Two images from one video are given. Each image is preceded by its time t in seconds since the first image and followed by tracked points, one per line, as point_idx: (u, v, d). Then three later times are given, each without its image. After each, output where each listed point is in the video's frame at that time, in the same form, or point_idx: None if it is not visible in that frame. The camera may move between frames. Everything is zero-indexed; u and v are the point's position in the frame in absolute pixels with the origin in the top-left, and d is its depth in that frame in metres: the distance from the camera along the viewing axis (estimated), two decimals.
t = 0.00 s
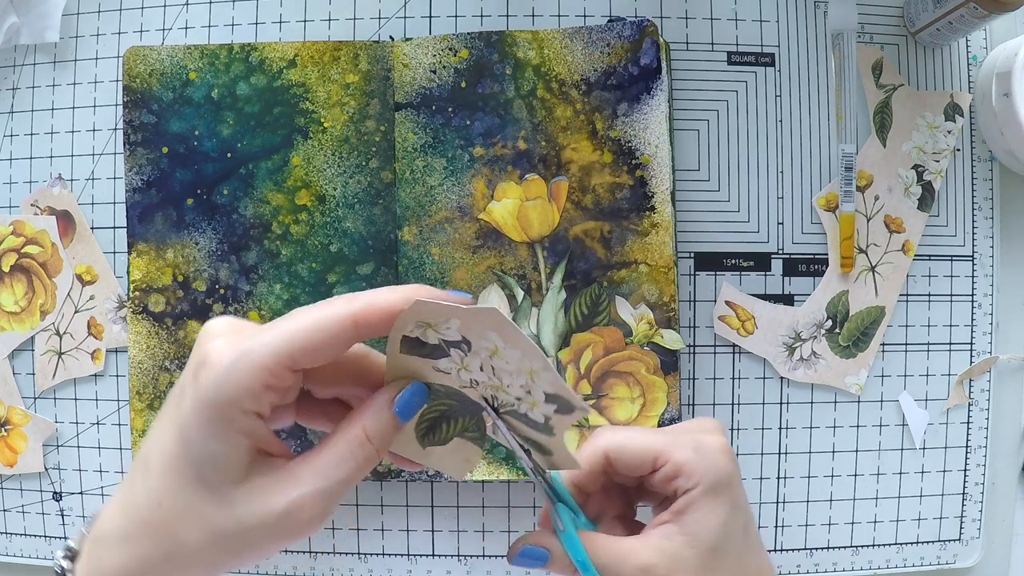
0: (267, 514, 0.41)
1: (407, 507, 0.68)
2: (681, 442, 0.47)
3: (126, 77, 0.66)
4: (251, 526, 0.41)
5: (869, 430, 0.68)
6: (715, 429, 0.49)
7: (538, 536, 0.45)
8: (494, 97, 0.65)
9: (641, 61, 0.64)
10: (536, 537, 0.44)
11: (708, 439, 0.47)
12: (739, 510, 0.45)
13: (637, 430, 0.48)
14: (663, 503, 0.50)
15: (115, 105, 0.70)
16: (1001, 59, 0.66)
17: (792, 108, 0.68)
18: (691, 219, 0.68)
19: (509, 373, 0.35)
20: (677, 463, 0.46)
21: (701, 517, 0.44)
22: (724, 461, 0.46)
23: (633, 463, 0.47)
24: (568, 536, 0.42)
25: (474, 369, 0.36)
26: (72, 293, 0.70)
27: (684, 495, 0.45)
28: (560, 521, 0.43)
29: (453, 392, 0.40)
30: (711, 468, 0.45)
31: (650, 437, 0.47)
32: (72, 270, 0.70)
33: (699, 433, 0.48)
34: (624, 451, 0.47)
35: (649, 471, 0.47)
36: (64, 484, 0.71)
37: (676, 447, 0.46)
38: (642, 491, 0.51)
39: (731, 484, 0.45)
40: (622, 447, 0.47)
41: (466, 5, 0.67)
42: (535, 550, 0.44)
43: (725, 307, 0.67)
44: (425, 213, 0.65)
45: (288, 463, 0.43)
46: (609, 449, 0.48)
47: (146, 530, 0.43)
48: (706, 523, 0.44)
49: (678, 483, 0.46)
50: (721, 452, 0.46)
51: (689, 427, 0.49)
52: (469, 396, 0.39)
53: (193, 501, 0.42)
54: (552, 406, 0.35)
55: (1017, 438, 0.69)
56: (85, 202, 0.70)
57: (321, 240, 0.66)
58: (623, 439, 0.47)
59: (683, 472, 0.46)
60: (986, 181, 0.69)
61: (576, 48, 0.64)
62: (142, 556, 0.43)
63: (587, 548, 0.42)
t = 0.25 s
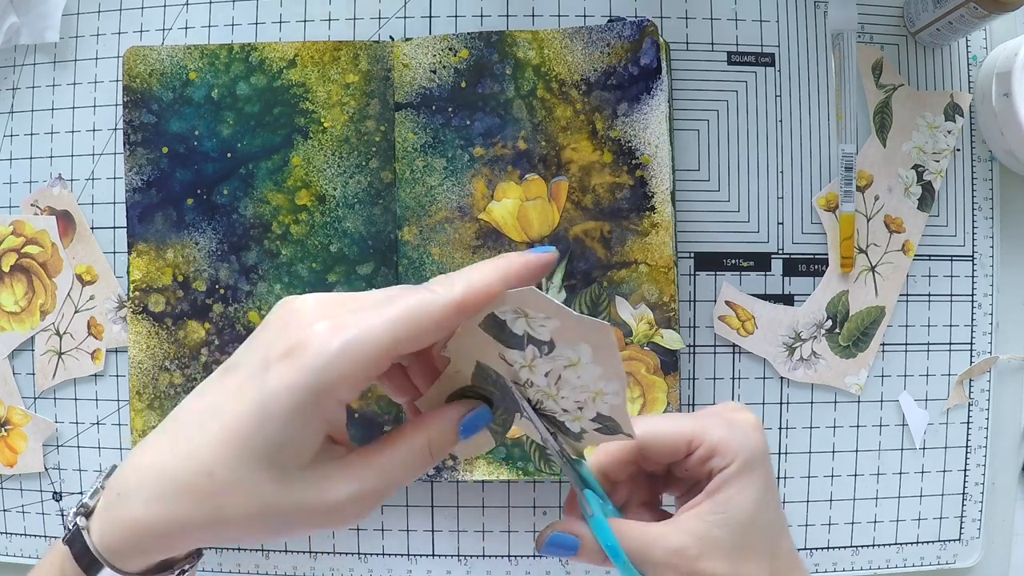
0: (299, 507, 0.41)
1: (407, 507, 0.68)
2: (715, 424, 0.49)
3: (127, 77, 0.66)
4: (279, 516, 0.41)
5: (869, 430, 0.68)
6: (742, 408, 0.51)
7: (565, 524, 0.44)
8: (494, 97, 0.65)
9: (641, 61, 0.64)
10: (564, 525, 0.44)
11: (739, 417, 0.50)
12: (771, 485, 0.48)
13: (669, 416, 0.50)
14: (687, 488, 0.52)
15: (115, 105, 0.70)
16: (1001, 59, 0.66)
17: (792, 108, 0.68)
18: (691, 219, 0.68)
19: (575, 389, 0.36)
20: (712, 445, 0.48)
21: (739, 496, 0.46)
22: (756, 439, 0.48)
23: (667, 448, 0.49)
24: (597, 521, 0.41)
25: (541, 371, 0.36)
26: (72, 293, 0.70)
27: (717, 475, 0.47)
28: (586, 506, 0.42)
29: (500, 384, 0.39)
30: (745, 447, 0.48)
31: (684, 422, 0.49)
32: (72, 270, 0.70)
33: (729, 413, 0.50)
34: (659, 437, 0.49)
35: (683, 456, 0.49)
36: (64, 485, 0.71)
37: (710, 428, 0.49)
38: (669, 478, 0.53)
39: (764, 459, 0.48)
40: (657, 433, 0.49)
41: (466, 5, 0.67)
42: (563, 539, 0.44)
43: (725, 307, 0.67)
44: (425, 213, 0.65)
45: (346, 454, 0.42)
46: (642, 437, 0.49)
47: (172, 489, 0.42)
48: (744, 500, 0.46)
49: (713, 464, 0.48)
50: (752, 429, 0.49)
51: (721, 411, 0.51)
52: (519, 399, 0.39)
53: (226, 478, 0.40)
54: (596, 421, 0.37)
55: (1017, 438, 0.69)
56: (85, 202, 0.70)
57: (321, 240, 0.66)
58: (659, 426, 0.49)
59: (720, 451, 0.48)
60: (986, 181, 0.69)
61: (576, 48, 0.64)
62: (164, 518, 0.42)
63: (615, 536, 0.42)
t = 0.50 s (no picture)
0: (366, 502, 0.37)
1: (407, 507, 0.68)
2: (752, 443, 0.47)
3: (126, 77, 0.66)
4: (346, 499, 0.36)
5: (869, 430, 0.68)
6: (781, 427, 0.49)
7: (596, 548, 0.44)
8: (494, 97, 0.65)
9: (641, 61, 0.64)
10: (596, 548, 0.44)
11: (777, 436, 0.47)
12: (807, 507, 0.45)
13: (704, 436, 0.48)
14: (724, 512, 0.50)
15: (115, 105, 0.70)
16: (1001, 59, 0.66)
17: (792, 108, 0.68)
18: (691, 219, 0.68)
19: (638, 445, 0.37)
20: (750, 465, 0.46)
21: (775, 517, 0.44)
22: (793, 460, 0.46)
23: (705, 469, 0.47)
24: (626, 545, 0.41)
25: (609, 430, 0.37)
26: (72, 293, 0.70)
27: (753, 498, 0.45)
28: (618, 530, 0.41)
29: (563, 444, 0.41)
30: (784, 470, 0.45)
31: (719, 441, 0.47)
32: (72, 271, 0.70)
33: (766, 432, 0.48)
34: (695, 457, 0.47)
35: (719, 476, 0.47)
36: (64, 484, 0.71)
37: (747, 450, 0.46)
38: (704, 501, 0.51)
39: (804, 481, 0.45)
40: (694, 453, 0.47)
41: (466, 5, 0.67)
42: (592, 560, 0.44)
43: (725, 307, 0.67)
44: (425, 213, 0.65)
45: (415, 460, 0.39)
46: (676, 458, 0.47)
47: (237, 443, 0.35)
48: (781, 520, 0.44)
49: (748, 485, 0.46)
50: (792, 448, 0.47)
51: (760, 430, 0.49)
52: (573, 440, 0.40)
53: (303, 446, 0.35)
54: (640, 463, 0.39)
55: (1017, 438, 0.69)
56: (85, 202, 0.70)
57: (321, 240, 0.66)
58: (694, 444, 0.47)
59: (756, 471, 0.45)
60: (986, 181, 0.69)
61: (576, 48, 0.64)
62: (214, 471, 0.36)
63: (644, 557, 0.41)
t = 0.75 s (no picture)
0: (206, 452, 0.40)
1: (407, 507, 0.68)
2: (627, 478, 0.40)
3: (126, 77, 0.66)
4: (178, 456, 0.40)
5: (869, 430, 0.68)
6: (675, 463, 0.42)
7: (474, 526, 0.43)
8: (494, 97, 0.65)
9: (641, 61, 0.64)
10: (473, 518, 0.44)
11: (658, 473, 0.40)
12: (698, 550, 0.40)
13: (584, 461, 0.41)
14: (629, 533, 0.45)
15: (115, 105, 0.70)
16: (1001, 59, 0.66)
17: (792, 108, 0.68)
18: (691, 219, 0.68)
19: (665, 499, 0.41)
20: (622, 502, 0.39)
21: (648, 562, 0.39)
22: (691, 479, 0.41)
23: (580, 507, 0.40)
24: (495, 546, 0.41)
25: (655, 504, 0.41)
26: (72, 293, 0.70)
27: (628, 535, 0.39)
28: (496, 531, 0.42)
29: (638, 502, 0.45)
30: (656, 507, 0.39)
31: (598, 469, 0.40)
32: (72, 271, 0.70)
33: (648, 466, 0.41)
34: (565, 485, 0.40)
35: (590, 512, 0.40)
36: (64, 484, 0.71)
37: (624, 483, 0.39)
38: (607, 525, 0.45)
39: (682, 527, 0.39)
40: (562, 478, 0.40)
41: (466, 5, 0.67)
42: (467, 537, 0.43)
43: (725, 307, 0.67)
44: (425, 213, 0.65)
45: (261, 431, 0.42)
46: (552, 483, 0.40)
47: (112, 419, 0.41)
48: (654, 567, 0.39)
49: (622, 525, 0.39)
50: (670, 488, 0.40)
51: (658, 455, 0.43)
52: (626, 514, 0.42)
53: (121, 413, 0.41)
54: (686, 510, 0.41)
55: (1017, 438, 0.69)
56: (85, 202, 0.70)
57: (321, 240, 0.66)
58: (565, 470, 0.40)
59: (625, 512, 0.39)
60: (986, 181, 0.69)
61: (576, 48, 0.64)
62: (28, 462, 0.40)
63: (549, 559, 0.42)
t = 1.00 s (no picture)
0: None
1: (407, 507, 0.68)
2: (671, 505, 0.41)
3: (126, 76, 0.66)
4: None
5: (869, 430, 0.68)
6: (717, 494, 0.43)
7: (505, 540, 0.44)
8: (494, 97, 0.65)
9: (641, 61, 0.64)
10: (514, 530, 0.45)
11: (704, 503, 0.41)
12: None
13: (627, 482, 0.42)
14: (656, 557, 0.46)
15: (115, 105, 0.70)
16: (1001, 59, 0.66)
17: (792, 108, 0.68)
18: (691, 219, 0.68)
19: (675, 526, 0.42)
20: (664, 530, 0.41)
21: None
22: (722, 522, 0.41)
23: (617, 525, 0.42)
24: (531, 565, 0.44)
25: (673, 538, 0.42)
26: (72, 294, 0.70)
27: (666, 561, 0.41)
28: (530, 545, 0.45)
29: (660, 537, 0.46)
30: (700, 539, 0.40)
31: (639, 494, 0.41)
32: (72, 271, 0.70)
33: (695, 496, 0.42)
34: (603, 504, 0.42)
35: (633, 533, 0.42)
36: (64, 484, 0.71)
37: (667, 511, 0.41)
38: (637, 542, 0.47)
39: (724, 562, 0.40)
40: (605, 500, 0.42)
41: (466, 5, 0.67)
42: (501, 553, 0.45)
43: (725, 307, 0.67)
44: (425, 213, 0.65)
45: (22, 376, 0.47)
46: (594, 502, 0.42)
47: None
48: None
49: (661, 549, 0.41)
50: (714, 520, 0.41)
51: (697, 483, 0.44)
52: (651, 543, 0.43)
53: None
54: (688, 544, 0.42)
55: (1017, 438, 0.69)
56: (85, 202, 0.70)
57: (321, 240, 0.66)
58: (607, 491, 0.42)
59: (670, 540, 0.40)
60: (986, 181, 0.69)
61: (576, 48, 0.64)
62: None
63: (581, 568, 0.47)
